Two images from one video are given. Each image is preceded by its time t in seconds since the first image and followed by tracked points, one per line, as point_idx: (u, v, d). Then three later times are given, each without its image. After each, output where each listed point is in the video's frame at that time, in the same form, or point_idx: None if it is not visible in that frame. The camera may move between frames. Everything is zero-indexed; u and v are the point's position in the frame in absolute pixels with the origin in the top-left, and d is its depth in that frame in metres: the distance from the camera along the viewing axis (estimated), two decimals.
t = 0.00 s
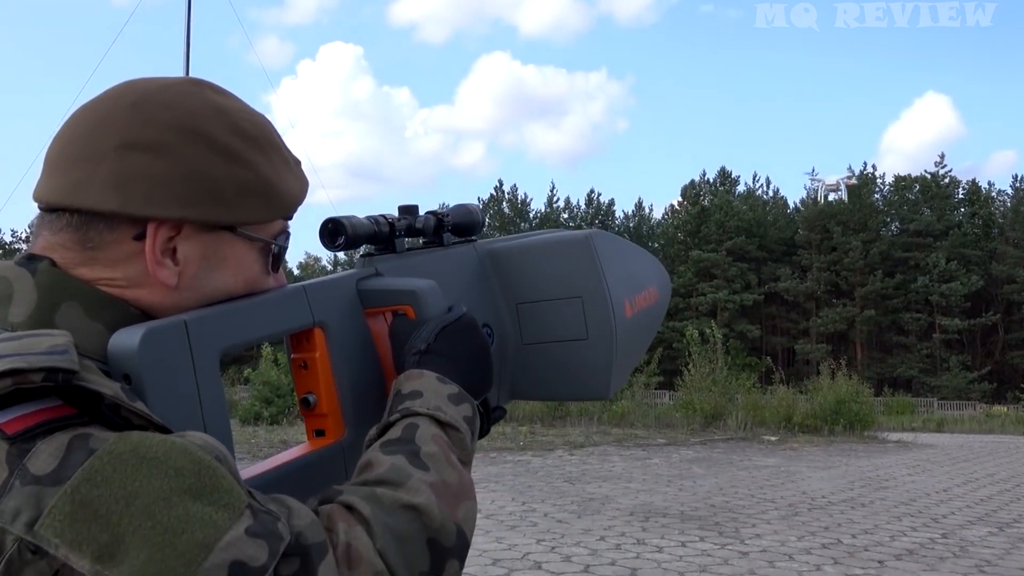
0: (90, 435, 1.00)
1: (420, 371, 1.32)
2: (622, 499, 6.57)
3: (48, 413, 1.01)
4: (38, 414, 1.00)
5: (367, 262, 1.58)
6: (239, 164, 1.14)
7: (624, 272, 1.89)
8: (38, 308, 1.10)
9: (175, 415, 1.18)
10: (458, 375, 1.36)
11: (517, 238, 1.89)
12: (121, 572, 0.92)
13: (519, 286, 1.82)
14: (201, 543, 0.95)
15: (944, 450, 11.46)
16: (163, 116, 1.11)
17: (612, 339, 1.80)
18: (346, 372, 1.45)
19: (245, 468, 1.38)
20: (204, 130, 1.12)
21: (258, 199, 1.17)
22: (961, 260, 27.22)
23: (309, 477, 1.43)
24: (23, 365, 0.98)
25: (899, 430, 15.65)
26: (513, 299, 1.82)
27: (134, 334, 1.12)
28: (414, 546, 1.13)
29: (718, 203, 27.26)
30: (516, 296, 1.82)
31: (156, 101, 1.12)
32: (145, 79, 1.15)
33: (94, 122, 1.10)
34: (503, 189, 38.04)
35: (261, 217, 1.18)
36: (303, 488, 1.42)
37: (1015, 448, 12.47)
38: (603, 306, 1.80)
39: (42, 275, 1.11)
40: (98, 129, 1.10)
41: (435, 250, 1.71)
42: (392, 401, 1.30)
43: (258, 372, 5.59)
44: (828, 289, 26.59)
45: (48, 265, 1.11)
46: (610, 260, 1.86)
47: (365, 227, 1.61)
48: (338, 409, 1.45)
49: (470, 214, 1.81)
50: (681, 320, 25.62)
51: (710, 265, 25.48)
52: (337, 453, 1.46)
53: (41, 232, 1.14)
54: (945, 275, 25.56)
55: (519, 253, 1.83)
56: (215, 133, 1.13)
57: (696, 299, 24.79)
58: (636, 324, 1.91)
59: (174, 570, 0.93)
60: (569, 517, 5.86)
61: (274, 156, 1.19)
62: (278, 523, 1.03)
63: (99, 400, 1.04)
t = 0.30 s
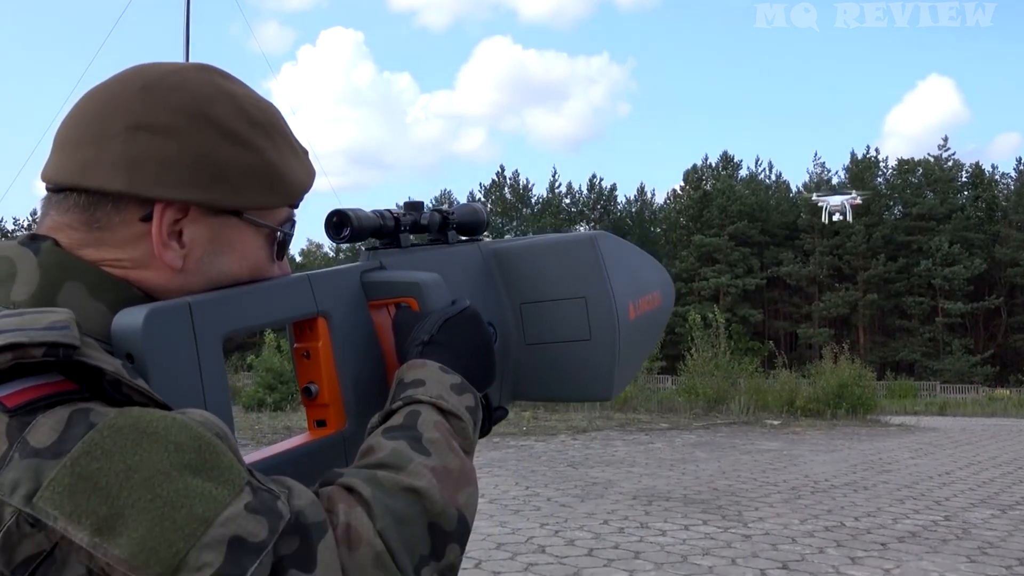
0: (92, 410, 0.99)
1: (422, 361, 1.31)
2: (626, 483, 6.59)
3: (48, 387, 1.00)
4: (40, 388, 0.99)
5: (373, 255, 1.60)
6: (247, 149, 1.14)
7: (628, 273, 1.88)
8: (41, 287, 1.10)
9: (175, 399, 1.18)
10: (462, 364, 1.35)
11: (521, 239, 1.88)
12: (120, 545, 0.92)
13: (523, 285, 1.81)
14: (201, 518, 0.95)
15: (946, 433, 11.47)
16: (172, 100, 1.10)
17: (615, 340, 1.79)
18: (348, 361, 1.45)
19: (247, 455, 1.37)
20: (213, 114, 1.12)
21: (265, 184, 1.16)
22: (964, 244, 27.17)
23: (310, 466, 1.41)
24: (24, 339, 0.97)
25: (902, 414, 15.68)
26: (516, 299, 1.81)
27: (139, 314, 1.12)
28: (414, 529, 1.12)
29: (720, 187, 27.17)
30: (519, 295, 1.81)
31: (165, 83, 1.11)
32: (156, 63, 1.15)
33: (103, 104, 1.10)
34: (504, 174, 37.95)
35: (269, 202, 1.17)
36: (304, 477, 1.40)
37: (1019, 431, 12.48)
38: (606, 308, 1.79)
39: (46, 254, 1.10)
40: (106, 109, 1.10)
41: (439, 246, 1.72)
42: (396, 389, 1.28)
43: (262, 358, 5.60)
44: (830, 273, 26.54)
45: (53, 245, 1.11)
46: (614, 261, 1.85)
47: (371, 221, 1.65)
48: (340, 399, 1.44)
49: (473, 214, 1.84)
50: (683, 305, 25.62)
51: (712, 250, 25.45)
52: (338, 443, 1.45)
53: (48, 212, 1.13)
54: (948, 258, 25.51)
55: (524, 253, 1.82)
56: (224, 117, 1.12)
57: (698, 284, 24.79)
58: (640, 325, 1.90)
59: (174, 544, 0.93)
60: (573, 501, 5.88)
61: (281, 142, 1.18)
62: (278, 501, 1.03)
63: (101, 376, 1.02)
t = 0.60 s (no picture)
0: (94, 384, 0.97)
1: (426, 352, 1.28)
2: (629, 466, 6.62)
3: (51, 361, 0.99)
4: (43, 361, 0.98)
5: (379, 246, 1.63)
6: (256, 135, 1.14)
7: (632, 275, 1.87)
8: (45, 267, 1.10)
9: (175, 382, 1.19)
10: (466, 354, 1.33)
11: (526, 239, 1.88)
12: (120, 517, 0.89)
13: (528, 285, 1.81)
14: (200, 492, 0.92)
15: (949, 415, 11.50)
16: (184, 83, 1.11)
17: (618, 340, 1.79)
18: (351, 352, 1.45)
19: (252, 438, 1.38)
20: (223, 99, 1.12)
21: (273, 170, 1.17)
22: (967, 226, 27.11)
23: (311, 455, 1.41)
24: (27, 312, 0.95)
25: (904, 396, 15.71)
26: (521, 299, 1.80)
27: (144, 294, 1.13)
28: (415, 513, 1.08)
29: (723, 170, 27.08)
30: (523, 295, 1.80)
31: (176, 68, 1.12)
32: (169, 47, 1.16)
33: (117, 85, 1.10)
34: (506, 158, 37.82)
35: (274, 188, 1.18)
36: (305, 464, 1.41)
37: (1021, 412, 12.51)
38: (610, 309, 1.79)
39: (51, 234, 1.11)
40: (118, 92, 1.10)
41: (446, 244, 1.73)
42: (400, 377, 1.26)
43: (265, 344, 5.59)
44: (833, 256, 26.49)
45: (59, 225, 1.11)
46: (619, 262, 1.85)
47: (378, 215, 1.69)
48: (342, 388, 1.45)
49: (481, 213, 1.86)
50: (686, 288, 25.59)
51: (714, 234, 25.40)
52: (340, 433, 1.45)
53: (57, 192, 1.13)
54: (951, 241, 25.46)
55: (530, 252, 1.81)
56: (234, 103, 1.13)
57: (701, 268, 24.77)
58: (642, 327, 1.90)
59: (174, 517, 0.90)
60: (576, 484, 5.91)
61: (288, 129, 1.19)
62: (279, 479, 0.99)
63: (102, 350, 1.01)
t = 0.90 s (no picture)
0: (98, 356, 0.93)
1: (430, 337, 1.24)
2: (635, 446, 6.63)
3: (56, 335, 0.94)
4: (47, 333, 0.93)
5: (385, 236, 1.64)
6: (265, 118, 1.14)
7: (637, 273, 1.85)
8: (52, 247, 1.09)
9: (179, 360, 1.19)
10: (471, 338, 1.28)
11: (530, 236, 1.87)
12: (122, 487, 0.84)
13: (532, 281, 1.79)
14: (203, 463, 0.87)
15: (954, 394, 11.50)
16: (194, 66, 1.10)
17: (621, 336, 1.76)
18: (355, 338, 1.45)
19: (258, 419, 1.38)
20: (233, 83, 1.12)
21: (280, 153, 1.17)
22: (973, 204, 26.97)
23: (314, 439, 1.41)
24: (33, 285, 0.92)
25: (910, 375, 15.70)
26: (525, 294, 1.79)
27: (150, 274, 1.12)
28: (416, 492, 1.05)
29: (727, 150, 26.96)
30: (526, 290, 1.79)
31: (188, 51, 1.11)
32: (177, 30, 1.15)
33: (127, 67, 1.09)
34: (509, 140, 37.66)
35: (282, 171, 1.18)
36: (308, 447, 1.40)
37: None
38: (613, 304, 1.77)
39: (58, 212, 1.09)
40: (128, 74, 1.10)
41: (452, 238, 1.74)
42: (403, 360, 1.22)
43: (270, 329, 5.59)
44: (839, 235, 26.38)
45: (65, 204, 1.10)
46: (625, 260, 1.83)
47: (384, 205, 1.69)
48: (346, 375, 1.44)
49: (485, 207, 1.89)
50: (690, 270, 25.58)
51: (719, 214, 25.31)
52: (343, 419, 1.44)
53: (66, 172, 1.12)
54: (956, 220, 25.35)
55: (534, 247, 1.80)
56: (243, 86, 1.12)
57: (706, 249, 24.72)
58: (648, 325, 1.87)
59: (176, 488, 0.85)
60: (582, 465, 5.93)
61: (295, 113, 1.19)
62: (279, 454, 0.95)
63: (107, 324, 0.97)
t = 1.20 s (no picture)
0: (104, 335, 0.91)
1: (434, 329, 1.19)
2: (639, 432, 6.63)
3: (62, 314, 0.92)
4: (53, 312, 0.91)
5: (391, 230, 1.59)
6: (275, 108, 1.13)
7: (644, 274, 1.77)
8: (59, 229, 1.08)
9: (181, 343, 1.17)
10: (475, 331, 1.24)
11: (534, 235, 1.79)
12: (125, 463, 0.82)
13: (536, 280, 1.71)
14: (206, 440, 0.85)
15: (960, 378, 11.47)
16: (206, 53, 1.09)
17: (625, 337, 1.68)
18: (360, 327, 1.41)
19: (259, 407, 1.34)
20: (243, 71, 1.11)
21: (289, 143, 1.15)
22: (979, 188, 26.82)
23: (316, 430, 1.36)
24: (39, 263, 0.90)
25: (916, 360, 15.67)
26: (529, 293, 1.71)
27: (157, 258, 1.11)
28: (419, 478, 1.02)
29: (732, 135, 26.82)
30: (530, 290, 1.71)
31: (200, 39, 1.10)
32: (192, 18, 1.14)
33: (139, 52, 1.09)
34: (512, 126, 37.51)
35: (291, 160, 1.16)
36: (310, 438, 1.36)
37: None
38: (617, 306, 1.68)
39: (65, 197, 1.09)
40: (140, 59, 1.09)
41: (458, 234, 1.69)
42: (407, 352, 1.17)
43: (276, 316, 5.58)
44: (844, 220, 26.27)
45: (73, 187, 1.10)
46: (631, 261, 1.75)
47: (391, 200, 1.65)
48: (349, 366, 1.40)
49: (492, 207, 1.85)
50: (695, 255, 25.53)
51: (724, 199, 25.19)
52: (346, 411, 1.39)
53: (75, 156, 1.12)
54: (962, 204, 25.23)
55: (539, 246, 1.72)
56: (254, 75, 1.11)
57: (710, 234, 24.65)
58: (654, 327, 1.78)
59: (179, 464, 0.83)
60: (587, 450, 5.93)
61: (305, 104, 1.18)
62: (283, 435, 0.93)
63: (112, 304, 0.95)
